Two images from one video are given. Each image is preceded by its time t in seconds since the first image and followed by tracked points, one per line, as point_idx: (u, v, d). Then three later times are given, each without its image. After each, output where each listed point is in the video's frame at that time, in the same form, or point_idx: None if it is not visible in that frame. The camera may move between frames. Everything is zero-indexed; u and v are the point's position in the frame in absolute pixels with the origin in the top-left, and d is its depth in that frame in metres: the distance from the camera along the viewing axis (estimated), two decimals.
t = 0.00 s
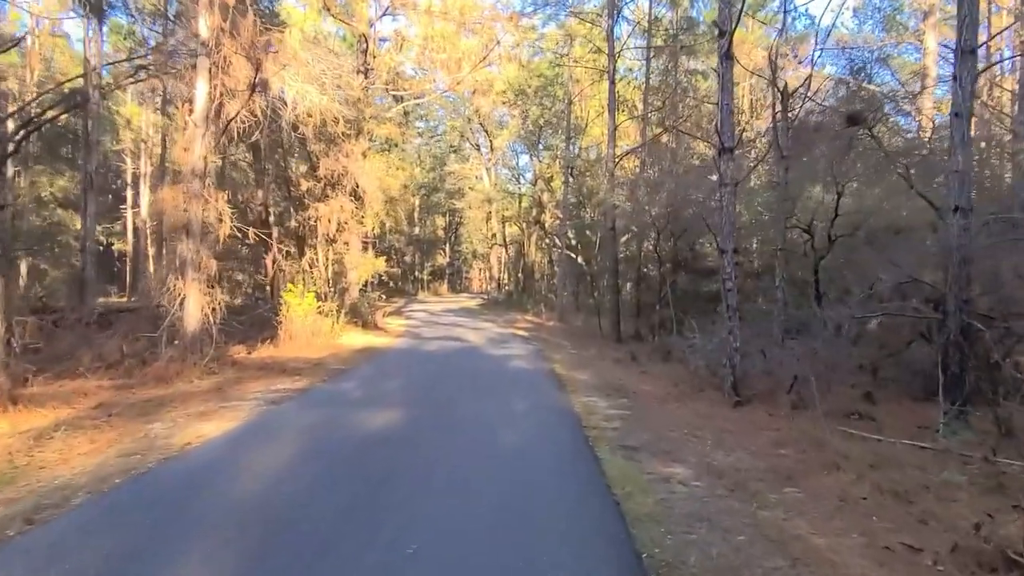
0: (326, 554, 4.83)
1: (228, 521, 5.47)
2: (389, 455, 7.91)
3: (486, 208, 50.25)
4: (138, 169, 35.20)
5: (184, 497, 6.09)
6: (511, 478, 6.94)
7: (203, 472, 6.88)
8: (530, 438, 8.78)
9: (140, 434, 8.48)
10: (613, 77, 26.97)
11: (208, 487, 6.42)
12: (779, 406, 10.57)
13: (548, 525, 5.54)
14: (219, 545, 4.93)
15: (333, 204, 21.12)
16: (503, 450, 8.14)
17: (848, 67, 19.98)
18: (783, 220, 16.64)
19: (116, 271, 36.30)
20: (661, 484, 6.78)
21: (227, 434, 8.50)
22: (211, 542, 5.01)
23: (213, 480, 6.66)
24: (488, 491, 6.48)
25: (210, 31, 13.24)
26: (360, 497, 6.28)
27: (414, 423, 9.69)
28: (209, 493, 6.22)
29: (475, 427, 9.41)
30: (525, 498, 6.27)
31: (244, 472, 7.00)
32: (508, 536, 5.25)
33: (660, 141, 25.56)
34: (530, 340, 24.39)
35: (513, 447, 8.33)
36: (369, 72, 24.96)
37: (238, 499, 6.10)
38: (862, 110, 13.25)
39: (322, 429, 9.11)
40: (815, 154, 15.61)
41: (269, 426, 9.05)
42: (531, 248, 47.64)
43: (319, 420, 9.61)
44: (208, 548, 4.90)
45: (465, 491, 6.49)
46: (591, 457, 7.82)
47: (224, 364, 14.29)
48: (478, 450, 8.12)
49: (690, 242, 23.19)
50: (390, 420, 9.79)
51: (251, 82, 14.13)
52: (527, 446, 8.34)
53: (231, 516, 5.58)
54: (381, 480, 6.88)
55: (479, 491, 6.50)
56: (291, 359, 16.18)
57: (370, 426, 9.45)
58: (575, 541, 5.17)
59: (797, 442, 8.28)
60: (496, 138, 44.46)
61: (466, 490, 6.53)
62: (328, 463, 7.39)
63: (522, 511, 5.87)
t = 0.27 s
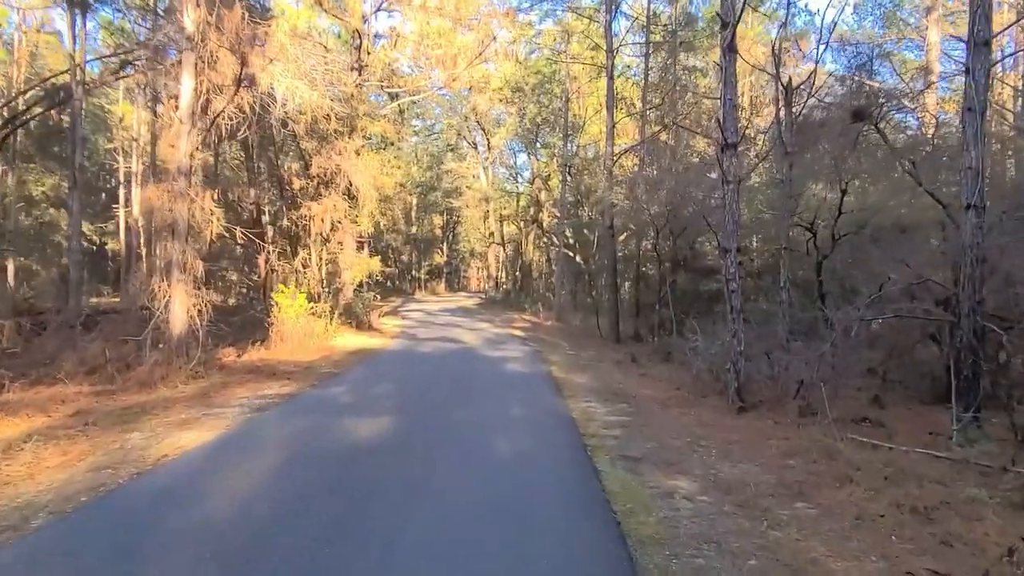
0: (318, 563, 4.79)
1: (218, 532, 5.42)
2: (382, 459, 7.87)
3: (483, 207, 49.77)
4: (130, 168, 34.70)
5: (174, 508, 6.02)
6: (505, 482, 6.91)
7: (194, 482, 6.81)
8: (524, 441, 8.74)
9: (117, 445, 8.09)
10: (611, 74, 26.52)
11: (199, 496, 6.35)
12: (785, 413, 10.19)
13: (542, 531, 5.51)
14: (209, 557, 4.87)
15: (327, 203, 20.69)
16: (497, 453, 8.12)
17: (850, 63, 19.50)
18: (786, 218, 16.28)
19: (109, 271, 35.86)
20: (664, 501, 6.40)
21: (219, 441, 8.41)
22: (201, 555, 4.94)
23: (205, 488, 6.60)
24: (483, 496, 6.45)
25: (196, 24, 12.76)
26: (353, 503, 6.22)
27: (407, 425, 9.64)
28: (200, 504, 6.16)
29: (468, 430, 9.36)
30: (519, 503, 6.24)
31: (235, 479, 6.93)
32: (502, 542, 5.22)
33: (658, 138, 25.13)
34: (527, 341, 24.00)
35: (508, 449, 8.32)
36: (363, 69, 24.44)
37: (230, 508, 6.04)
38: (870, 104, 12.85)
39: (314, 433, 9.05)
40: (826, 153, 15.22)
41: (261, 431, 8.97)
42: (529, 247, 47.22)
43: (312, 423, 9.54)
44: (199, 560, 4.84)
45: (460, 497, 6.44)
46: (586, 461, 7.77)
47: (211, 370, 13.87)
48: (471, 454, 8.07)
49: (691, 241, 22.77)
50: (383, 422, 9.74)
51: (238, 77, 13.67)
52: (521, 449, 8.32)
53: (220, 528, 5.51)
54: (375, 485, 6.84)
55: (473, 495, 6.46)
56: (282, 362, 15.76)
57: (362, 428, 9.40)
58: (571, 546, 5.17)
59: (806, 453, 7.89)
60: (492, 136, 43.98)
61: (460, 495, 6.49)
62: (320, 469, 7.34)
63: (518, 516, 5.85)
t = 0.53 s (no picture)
0: (311, 565, 4.67)
1: (206, 534, 5.27)
2: (377, 456, 7.74)
3: (480, 204, 49.32)
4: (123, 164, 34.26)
5: (162, 510, 5.86)
6: (502, 479, 6.80)
7: (183, 482, 6.65)
8: (521, 437, 8.62)
9: (94, 449, 7.71)
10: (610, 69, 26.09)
11: (188, 497, 6.20)
12: (792, 414, 9.84)
13: (541, 529, 5.40)
14: (197, 561, 4.73)
15: (321, 199, 20.30)
16: (494, 449, 8.00)
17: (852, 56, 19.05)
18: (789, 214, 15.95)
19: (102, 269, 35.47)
20: (670, 510, 6.03)
21: (209, 440, 8.25)
22: (189, 559, 4.80)
23: (194, 489, 6.44)
24: (480, 494, 6.33)
25: (183, 12, 12.33)
26: (347, 503, 6.09)
27: (403, 421, 9.50)
28: (188, 505, 6.01)
29: (464, 426, 9.23)
30: (516, 500, 6.12)
31: (226, 479, 6.79)
32: (500, 542, 5.10)
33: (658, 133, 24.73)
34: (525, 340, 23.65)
35: (505, 444, 8.20)
36: (358, 63, 23.94)
37: (220, 509, 5.90)
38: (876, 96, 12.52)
39: (308, 430, 8.91)
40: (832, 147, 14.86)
41: (253, 429, 8.81)
42: (527, 245, 46.85)
43: (305, 421, 9.39)
44: (186, 565, 4.70)
45: (456, 495, 6.32)
46: (584, 458, 7.64)
47: (198, 369, 13.46)
48: (467, 450, 7.95)
49: (691, 238, 22.39)
50: (378, 419, 9.61)
51: (225, 67, 13.26)
52: (518, 445, 8.21)
53: (209, 530, 5.36)
54: (369, 483, 6.71)
55: (470, 493, 6.34)
56: (273, 361, 15.36)
57: (357, 425, 9.26)
58: (570, 546, 5.05)
59: (818, 457, 7.54)
60: (490, 133, 43.47)
61: (457, 493, 6.36)
62: (313, 468, 7.21)
63: (516, 514, 5.73)
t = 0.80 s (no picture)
0: (307, 567, 4.62)
1: (200, 535, 5.21)
2: (374, 454, 7.69)
3: (478, 203, 48.91)
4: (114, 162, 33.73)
5: (154, 513, 5.77)
6: (499, 479, 6.75)
7: (175, 483, 6.57)
8: (518, 435, 8.57)
9: (72, 459, 7.32)
10: (610, 65, 25.65)
11: (181, 498, 6.13)
12: (803, 420, 9.49)
13: (539, 531, 5.37)
14: (191, 564, 4.67)
15: (316, 198, 19.89)
16: (491, 446, 7.95)
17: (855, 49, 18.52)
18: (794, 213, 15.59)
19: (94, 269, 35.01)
20: (681, 527, 5.68)
21: (203, 440, 8.16)
22: (182, 561, 4.73)
23: (188, 490, 6.36)
24: (477, 494, 6.28)
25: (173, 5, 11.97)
26: (342, 503, 6.04)
27: (399, 420, 9.44)
28: (181, 506, 5.94)
29: (461, 424, 9.17)
30: (514, 502, 6.08)
31: (219, 479, 6.72)
32: (498, 544, 5.06)
33: (658, 131, 24.33)
34: (524, 341, 23.26)
35: (501, 443, 8.15)
36: (353, 59, 23.48)
37: (214, 509, 5.84)
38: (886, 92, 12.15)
39: (303, 429, 8.84)
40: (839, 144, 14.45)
41: (248, 428, 8.73)
42: (525, 244, 46.44)
43: (300, 420, 9.31)
44: (179, 567, 4.63)
45: (453, 495, 6.28)
46: (581, 459, 7.57)
47: (187, 373, 13.05)
48: (463, 448, 7.90)
49: (693, 237, 22.10)
50: (373, 418, 9.55)
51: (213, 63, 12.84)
52: (515, 444, 8.15)
53: (202, 532, 5.29)
54: (365, 482, 6.66)
55: (467, 494, 6.29)
56: (265, 364, 14.97)
57: (352, 424, 9.19)
58: (569, 549, 5.01)
59: (834, 467, 7.18)
60: (487, 132, 43.00)
61: (454, 494, 6.31)
62: (308, 467, 7.14)
63: (513, 516, 5.69)
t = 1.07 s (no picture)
0: (304, 569, 4.59)
1: (196, 537, 5.19)
2: (373, 454, 7.69)
3: (477, 202, 48.52)
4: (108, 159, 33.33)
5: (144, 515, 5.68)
6: (497, 479, 6.74)
7: (172, 484, 6.56)
8: (517, 435, 8.56)
9: (43, 464, 6.95)
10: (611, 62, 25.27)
11: (177, 498, 6.12)
12: (811, 424, 9.13)
13: (537, 531, 5.36)
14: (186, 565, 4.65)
15: (310, 194, 19.54)
16: (489, 446, 7.96)
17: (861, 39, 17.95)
18: (799, 210, 15.22)
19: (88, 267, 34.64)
20: (687, 540, 5.32)
21: (201, 439, 8.15)
22: (177, 564, 4.70)
23: (184, 490, 6.34)
24: (475, 496, 6.28)
25: None
26: (340, 505, 6.04)
27: (398, 419, 9.45)
28: (178, 507, 5.93)
29: (459, 424, 9.18)
30: (513, 502, 6.08)
31: (216, 480, 6.71)
32: (495, 545, 5.06)
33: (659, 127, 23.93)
34: (522, 341, 22.90)
35: (500, 442, 8.15)
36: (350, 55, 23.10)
37: (212, 510, 5.83)
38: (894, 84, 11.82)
39: (302, 427, 8.84)
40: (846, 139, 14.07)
41: (247, 426, 8.74)
42: (524, 244, 46.09)
43: (299, 418, 9.31)
44: (176, 569, 4.63)
45: (450, 497, 6.28)
46: (580, 459, 7.54)
47: (174, 373, 12.66)
48: (461, 447, 7.90)
49: (694, 236, 21.82)
50: (373, 416, 9.56)
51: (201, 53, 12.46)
52: (514, 443, 8.15)
53: (197, 535, 5.25)
54: (363, 484, 6.66)
55: (464, 495, 6.29)
56: (256, 364, 14.60)
57: (351, 421, 9.19)
58: (568, 548, 5.00)
59: (847, 475, 6.82)
60: (487, 130, 42.55)
61: (452, 496, 6.31)
62: (307, 468, 7.15)
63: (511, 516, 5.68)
